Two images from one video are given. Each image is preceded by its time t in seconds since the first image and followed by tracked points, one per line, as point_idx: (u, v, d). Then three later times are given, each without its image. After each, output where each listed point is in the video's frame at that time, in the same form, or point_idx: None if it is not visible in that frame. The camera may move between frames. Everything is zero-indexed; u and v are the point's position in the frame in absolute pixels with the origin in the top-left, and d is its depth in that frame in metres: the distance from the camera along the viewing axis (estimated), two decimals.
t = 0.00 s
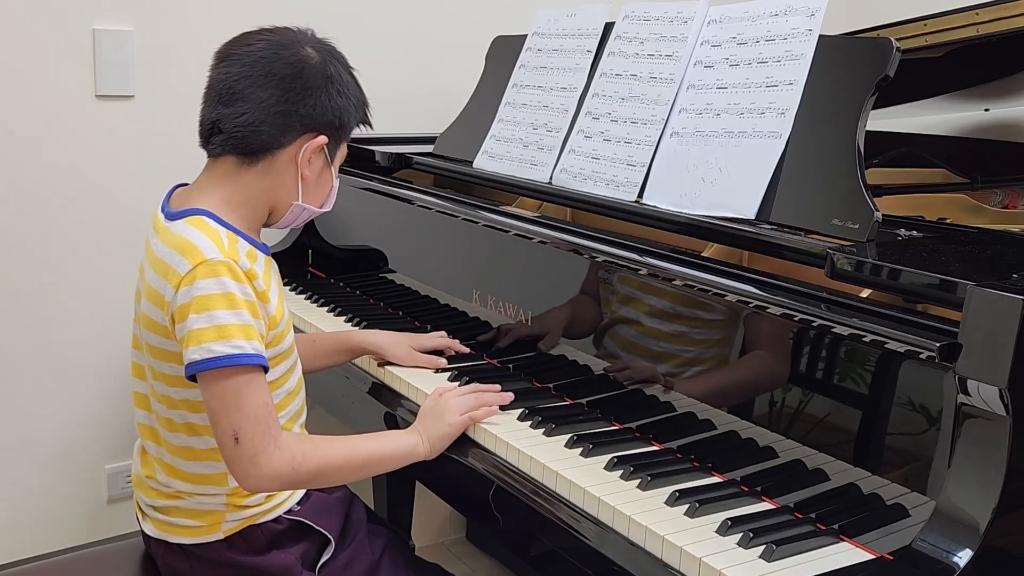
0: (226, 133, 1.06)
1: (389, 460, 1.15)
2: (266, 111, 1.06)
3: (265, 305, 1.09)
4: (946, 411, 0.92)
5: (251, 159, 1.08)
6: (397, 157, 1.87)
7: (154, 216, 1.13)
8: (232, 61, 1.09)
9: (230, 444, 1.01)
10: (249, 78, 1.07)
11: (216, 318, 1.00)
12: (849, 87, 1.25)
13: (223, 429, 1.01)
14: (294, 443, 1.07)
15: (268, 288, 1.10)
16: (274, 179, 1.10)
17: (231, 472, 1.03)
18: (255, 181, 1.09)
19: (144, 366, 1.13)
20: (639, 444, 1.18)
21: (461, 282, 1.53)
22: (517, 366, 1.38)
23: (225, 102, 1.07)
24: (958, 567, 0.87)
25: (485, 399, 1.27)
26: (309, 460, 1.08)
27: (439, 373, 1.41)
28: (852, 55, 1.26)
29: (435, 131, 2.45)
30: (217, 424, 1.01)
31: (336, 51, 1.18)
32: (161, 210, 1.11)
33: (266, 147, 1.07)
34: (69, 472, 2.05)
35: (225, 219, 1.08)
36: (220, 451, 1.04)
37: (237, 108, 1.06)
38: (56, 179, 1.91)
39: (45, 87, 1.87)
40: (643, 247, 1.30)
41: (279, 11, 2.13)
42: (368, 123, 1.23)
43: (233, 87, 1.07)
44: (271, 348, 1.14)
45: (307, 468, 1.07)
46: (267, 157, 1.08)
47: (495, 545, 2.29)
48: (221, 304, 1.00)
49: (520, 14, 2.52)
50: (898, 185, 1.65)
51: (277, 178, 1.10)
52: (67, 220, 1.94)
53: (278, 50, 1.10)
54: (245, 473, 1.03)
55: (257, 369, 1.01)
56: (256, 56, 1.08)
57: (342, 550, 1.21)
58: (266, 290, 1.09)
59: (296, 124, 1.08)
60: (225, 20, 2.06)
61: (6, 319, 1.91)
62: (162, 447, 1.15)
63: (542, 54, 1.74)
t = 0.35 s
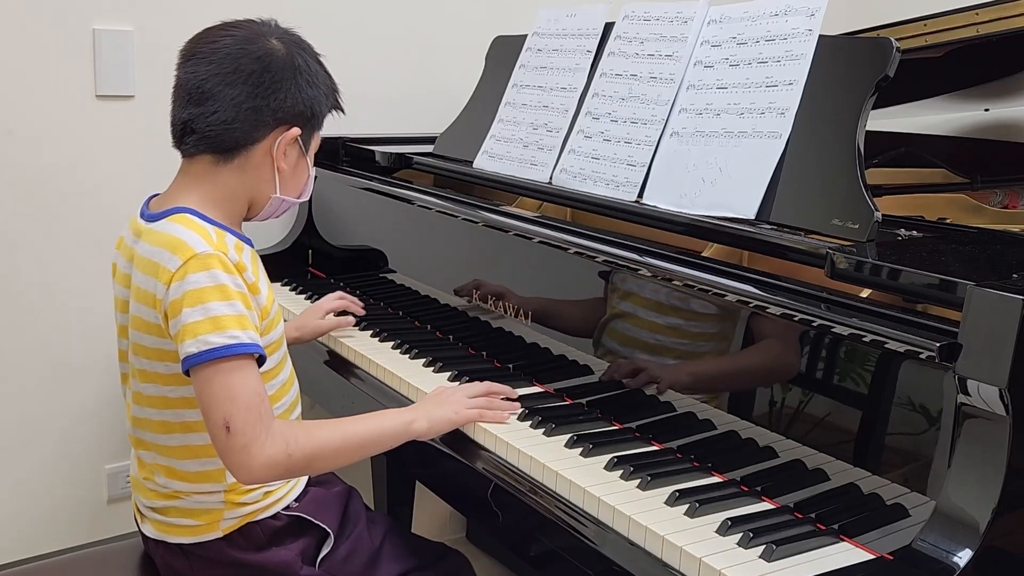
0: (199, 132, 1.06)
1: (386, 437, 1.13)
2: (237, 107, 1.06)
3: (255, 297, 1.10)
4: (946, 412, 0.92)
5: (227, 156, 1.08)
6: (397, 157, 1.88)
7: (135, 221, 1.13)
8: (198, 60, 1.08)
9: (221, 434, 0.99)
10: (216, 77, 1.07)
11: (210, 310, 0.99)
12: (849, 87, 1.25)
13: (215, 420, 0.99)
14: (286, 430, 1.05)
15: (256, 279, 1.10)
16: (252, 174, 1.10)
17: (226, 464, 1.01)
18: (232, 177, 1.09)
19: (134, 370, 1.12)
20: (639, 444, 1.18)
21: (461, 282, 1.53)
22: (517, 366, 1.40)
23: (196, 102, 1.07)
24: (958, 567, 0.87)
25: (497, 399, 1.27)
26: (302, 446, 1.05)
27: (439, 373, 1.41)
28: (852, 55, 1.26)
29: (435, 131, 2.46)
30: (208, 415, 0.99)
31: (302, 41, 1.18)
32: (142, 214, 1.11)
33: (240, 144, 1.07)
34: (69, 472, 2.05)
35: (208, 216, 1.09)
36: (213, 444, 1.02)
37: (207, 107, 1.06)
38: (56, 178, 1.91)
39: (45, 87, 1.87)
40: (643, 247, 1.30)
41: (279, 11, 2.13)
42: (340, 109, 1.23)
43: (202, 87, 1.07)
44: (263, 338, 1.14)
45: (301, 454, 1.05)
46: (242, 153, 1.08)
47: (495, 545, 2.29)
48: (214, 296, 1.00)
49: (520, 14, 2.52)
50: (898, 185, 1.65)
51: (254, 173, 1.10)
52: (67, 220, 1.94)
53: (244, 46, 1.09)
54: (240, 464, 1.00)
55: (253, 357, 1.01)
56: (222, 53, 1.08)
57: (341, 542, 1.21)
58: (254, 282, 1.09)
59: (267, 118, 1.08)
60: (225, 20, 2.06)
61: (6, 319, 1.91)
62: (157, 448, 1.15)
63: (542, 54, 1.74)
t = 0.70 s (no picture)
0: (199, 128, 1.07)
1: (392, 428, 1.13)
2: (236, 104, 1.06)
3: (259, 292, 1.10)
4: (946, 412, 0.92)
5: (226, 153, 1.08)
6: (397, 157, 1.88)
7: (135, 218, 1.12)
8: (204, 57, 1.09)
9: (226, 425, 0.99)
10: (218, 73, 1.08)
11: (214, 304, 0.99)
12: (849, 86, 1.25)
13: (220, 410, 0.99)
14: (292, 421, 1.04)
15: (259, 274, 1.10)
16: (252, 171, 1.10)
17: (232, 455, 1.01)
18: (232, 174, 1.09)
19: (136, 367, 1.12)
20: (639, 444, 1.18)
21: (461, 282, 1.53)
22: (517, 366, 1.40)
23: (198, 98, 1.08)
24: (958, 567, 0.87)
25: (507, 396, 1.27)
26: (307, 436, 1.05)
27: (439, 373, 1.41)
28: (852, 55, 1.26)
29: (435, 131, 2.46)
30: (213, 406, 0.99)
31: (309, 43, 1.18)
32: (143, 211, 1.11)
33: (239, 140, 1.07)
34: (69, 472, 2.05)
35: (208, 212, 1.09)
36: (218, 436, 1.02)
37: (208, 103, 1.07)
38: (56, 178, 1.91)
39: (45, 86, 1.87)
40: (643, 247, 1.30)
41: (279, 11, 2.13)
42: (347, 111, 1.22)
43: (204, 83, 1.08)
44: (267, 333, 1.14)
45: (307, 444, 1.05)
46: (241, 150, 1.08)
47: (495, 544, 2.29)
48: (218, 290, 1.00)
49: (520, 14, 2.52)
50: (898, 185, 1.65)
51: (253, 170, 1.10)
52: (67, 220, 1.94)
53: (248, 44, 1.10)
54: (246, 454, 1.00)
55: (257, 349, 1.01)
56: (226, 51, 1.09)
57: (341, 547, 1.21)
58: (257, 277, 1.09)
59: (267, 116, 1.08)
60: (225, 19, 2.06)
61: (6, 318, 1.91)
62: (158, 446, 1.15)
63: (542, 54, 1.74)
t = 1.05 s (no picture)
0: (203, 127, 1.07)
1: (396, 435, 1.12)
2: (240, 104, 1.06)
3: (261, 293, 1.10)
4: (946, 412, 0.92)
5: (229, 153, 1.08)
6: (397, 157, 1.89)
7: (137, 216, 1.12)
8: (212, 57, 1.10)
9: (226, 427, 0.99)
10: (225, 73, 1.08)
11: (217, 306, 0.99)
12: (849, 86, 1.25)
13: (220, 412, 0.99)
14: (294, 425, 1.04)
15: (262, 275, 1.10)
16: (254, 172, 1.10)
17: (232, 457, 1.01)
18: (234, 175, 1.09)
19: (138, 367, 1.12)
20: (639, 444, 1.18)
21: (461, 283, 1.53)
22: (517, 366, 1.40)
23: (204, 96, 1.08)
24: (958, 567, 0.87)
25: (510, 401, 1.27)
26: (309, 440, 1.04)
27: (439, 373, 1.41)
28: (852, 55, 1.26)
29: (435, 131, 2.46)
30: (213, 408, 0.99)
31: (318, 47, 1.18)
32: (146, 210, 1.11)
33: (241, 141, 1.07)
34: (69, 472, 2.05)
35: (210, 212, 1.08)
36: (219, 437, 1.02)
37: (213, 102, 1.07)
38: (56, 178, 1.91)
39: (45, 86, 1.87)
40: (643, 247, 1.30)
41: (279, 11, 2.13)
42: (353, 116, 1.23)
43: (210, 82, 1.08)
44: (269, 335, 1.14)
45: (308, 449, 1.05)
46: (243, 150, 1.08)
47: (495, 544, 2.29)
48: (221, 292, 1.00)
49: (520, 14, 2.52)
50: (898, 185, 1.65)
51: (255, 171, 1.10)
52: (67, 220, 1.94)
53: (256, 46, 1.10)
54: (245, 457, 1.00)
55: (259, 351, 1.01)
56: (234, 51, 1.09)
57: (342, 547, 1.21)
58: (260, 279, 1.09)
59: (270, 118, 1.08)
60: (225, 19, 2.06)
61: (6, 318, 1.91)
62: (158, 446, 1.15)
63: (542, 54, 1.74)
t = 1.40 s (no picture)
0: (205, 128, 1.07)
1: (397, 445, 1.12)
2: (243, 105, 1.06)
3: (264, 295, 1.10)
4: (946, 412, 0.92)
5: (232, 154, 1.08)
6: (398, 157, 1.88)
7: (141, 216, 1.12)
8: (215, 57, 1.10)
9: (229, 429, 0.99)
10: (228, 73, 1.08)
11: (221, 308, 0.99)
12: (850, 86, 1.24)
13: (222, 414, 0.99)
14: (296, 429, 1.04)
15: (265, 277, 1.10)
16: (257, 172, 1.10)
17: (234, 459, 1.01)
18: (237, 176, 1.09)
19: (140, 367, 1.12)
20: (639, 444, 1.18)
21: (461, 283, 1.53)
22: (517, 366, 1.40)
23: (206, 97, 1.08)
24: (958, 567, 0.87)
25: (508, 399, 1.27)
26: (311, 445, 1.05)
27: (439, 373, 1.41)
28: (852, 55, 1.26)
29: (435, 131, 2.46)
30: (216, 410, 0.99)
31: (320, 46, 1.18)
32: (149, 210, 1.11)
33: (244, 142, 1.07)
34: (69, 472, 2.05)
35: (214, 213, 1.09)
36: (221, 440, 1.02)
37: (216, 103, 1.07)
38: (56, 178, 1.91)
39: (45, 85, 1.87)
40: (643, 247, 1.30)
41: (279, 11, 2.13)
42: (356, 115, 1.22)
43: (213, 82, 1.08)
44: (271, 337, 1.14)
45: (309, 454, 1.05)
46: (246, 151, 1.08)
47: (495, 544, 2.29)
48: (225, 294, 1.00)
49: (520, 14, 2.52)
50: (898, 185, 1.65)
51: (258, 172, 1.10)
52: (67, 220, 1.94)
53: (258, 46, 1.10)
54: (247, 459, 1.00)
55: (262, 354, 1.01)
56: (236, 51, 1.09)
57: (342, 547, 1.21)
58: (264, 281, 1.09)
59: (273, 118, 1.08)
60: (224, 19, 2.06)
61: (6, 319, 1.91)
62: (160, 446, 1.15)
63: (542, 54, 1.74)
